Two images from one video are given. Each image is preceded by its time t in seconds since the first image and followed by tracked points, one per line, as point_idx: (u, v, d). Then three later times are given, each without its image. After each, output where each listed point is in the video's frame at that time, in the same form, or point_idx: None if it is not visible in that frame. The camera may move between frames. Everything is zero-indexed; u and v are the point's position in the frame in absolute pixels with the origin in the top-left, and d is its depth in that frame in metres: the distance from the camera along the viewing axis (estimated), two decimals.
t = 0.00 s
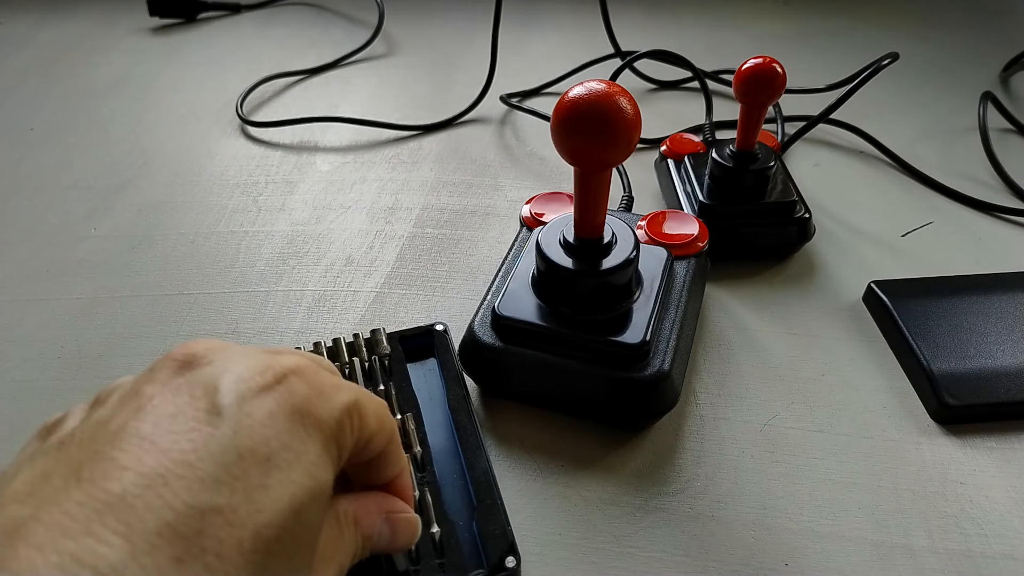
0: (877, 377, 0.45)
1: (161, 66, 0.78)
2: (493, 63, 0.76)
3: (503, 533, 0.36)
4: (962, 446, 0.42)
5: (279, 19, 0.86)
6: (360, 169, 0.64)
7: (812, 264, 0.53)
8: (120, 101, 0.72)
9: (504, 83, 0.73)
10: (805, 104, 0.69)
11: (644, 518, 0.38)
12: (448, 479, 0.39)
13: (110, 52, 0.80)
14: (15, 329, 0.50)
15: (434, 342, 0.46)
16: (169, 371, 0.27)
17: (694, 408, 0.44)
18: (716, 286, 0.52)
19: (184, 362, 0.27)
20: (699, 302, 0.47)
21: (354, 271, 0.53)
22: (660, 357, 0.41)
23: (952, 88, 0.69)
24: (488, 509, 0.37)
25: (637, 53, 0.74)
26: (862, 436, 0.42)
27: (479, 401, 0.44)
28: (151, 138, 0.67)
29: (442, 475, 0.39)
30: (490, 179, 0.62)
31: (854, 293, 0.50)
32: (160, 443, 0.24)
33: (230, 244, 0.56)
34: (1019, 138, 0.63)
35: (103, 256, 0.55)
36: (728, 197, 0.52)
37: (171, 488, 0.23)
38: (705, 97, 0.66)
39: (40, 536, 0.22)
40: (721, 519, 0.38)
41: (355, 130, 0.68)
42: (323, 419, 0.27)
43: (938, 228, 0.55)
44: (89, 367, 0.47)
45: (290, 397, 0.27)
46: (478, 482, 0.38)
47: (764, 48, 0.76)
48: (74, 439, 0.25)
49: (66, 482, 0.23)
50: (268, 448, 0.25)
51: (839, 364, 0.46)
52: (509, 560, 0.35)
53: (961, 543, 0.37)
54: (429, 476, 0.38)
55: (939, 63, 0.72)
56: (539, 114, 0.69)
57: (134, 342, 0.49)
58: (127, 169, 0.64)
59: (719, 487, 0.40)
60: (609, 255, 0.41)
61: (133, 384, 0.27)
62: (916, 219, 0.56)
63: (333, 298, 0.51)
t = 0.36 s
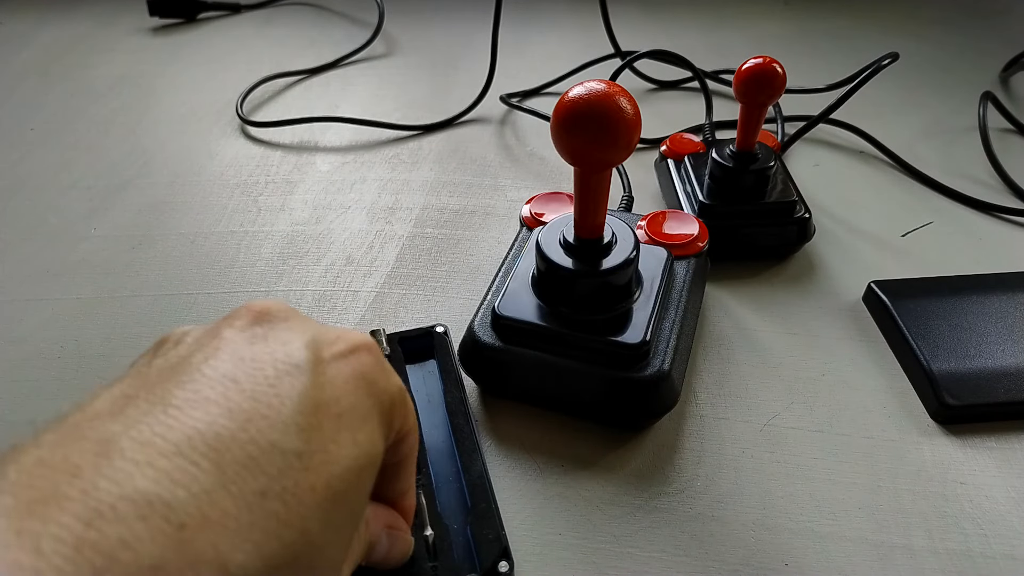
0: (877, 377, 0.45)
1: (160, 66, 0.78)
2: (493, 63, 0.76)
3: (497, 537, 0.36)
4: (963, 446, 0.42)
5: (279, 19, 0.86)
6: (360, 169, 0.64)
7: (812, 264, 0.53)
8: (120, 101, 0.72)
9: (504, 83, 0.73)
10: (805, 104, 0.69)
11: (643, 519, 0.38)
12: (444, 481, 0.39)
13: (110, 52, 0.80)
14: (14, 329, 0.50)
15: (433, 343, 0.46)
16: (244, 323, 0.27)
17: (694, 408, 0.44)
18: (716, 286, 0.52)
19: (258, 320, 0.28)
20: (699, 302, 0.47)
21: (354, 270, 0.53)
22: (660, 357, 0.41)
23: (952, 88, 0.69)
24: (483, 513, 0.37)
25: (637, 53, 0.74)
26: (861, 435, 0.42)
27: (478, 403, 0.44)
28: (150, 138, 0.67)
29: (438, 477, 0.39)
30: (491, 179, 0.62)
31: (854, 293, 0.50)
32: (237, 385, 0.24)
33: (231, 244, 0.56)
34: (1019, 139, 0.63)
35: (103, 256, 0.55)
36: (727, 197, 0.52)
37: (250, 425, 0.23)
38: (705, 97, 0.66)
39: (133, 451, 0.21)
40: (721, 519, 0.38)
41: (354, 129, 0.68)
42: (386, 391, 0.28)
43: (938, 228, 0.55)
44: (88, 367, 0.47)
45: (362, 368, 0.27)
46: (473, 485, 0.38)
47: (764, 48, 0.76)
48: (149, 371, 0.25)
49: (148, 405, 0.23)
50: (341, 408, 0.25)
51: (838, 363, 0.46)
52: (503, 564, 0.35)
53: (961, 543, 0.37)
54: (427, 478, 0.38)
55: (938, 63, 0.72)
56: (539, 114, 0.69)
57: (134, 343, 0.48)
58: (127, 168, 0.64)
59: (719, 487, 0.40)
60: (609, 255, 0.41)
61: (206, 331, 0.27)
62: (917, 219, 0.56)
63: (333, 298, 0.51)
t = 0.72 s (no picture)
0: (877, 377, 0.45)
1: (160, 66, 0.78)
2: (493, 63, 0.76)
3: (497, 536, 0.36)
4: (963, 446, 0.42)
5: (279, 19, 0.86)
6: (360, 169, 0.64)
7: (812, 264, 0.53)
8: (120, 101, 0.72)
9: (504, 83, 0.73)
10: (805, 104, 0.69)
11: (643, 518, 0.38)
12: (445, 480, 0.38)
13: (110, 53, 0.80)
14: (14, 329, 0.50)
15: (433, 344, 0.46)
16: (129, 412, 0.27)
17: (694, 408, 0.44)
18: (716, 286, 0.52)
19: (142, 403, 0.28)
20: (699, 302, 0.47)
21: (354, 271, 0.53)
22: (661, 357, 0.41)
23: (952, 88, 0.69)
24: (484, 511, 0.37)
25: (637, 53, 0.74)
26: (862, 435, 0.42)
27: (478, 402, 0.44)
28: (150, 139, 0.67)
29: (438, 476, 0.39)
30: (491, 179, 0.62)
31: (855, 293, 0.50)
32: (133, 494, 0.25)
33: (230, 244, 0.56)
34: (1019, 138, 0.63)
35: (103, 256, 0.55)
36: (728, 197, 0.52)
37: (153, 539, 0.24)
38: (705, 97, 0.66)
39: None
40: (721, 519, 0.38)
41: (354, 130, 0.68)
42: (290, 440, 0.28)
43: (938, 228, 0.55)
44: (89, 366, 0.47)
45: (254, 425, 0.27)
46: (474, 484, 0.38)
47: (765, 48, 0.76)
48: (57, 492, 0.26)
49: (51, 545, 0.24)
50: (247, 478, 0.26)
51: (838, 363, 0.46)
52: (504, 563, 0.35)
53: (961, 543, 0.37)
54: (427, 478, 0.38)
55: (939, 63, 0.72)
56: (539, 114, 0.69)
57: (134, 343, 0.48)
58: (127, 169, 0.64)
59: (719, 487, 0.40)
60: (609, 255, 0.41)
61: (97, 428, 0.28)
62: (917, 219, 0.56)
63: (333, 298, 0.51)
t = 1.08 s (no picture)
0: (877, 377, 0.45)
1: (160, 66, 0.78)
2: (493, 63, 0.77)
3: (497, 536, 0.36)
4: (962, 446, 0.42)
5: (280, 19, 0.86)
6: (360, 169, 0.64)
7: (811, 264, 0.53)
8: (120, 101, 0.72)
9: (505, 83, 0.73)
10: (806, 104, 0.69)
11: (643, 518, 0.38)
12: (445, 480, 0.39)
13: (111, 53, 0.80)
14: (15, 329, 0.50)
15: (433, 344, 0.46)
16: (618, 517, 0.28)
17: (695, 408, 0.44)
18: (716, 286, 0.52)
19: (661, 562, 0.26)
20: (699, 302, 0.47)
21: (354, 270, 0.53)
22: (661, 357, 0.41)
23: (952, 87, 0.69)
24: (484, 511, 0.37)
25: (637, 53, 0.74)
26: (861, 435, 0.42)
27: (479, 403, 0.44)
28: (151, 139, 0.67)
29: (438, 476, 0.39)
30: (491, 179, 0.62)
31: (855, 293, 0.50)
32: None
33: (231, 244, 0.56)
34: (1019, 138, 0.63)
35: (104, 256, 0.55)
36: (728, 197, 0.52)
37: None
38: (705, 97, 0.66)
39: None
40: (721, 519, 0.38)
41: (354, 130, 0.68)
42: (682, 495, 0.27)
43: (938, 228, 0.55)
44: (89, 366, 0.47)
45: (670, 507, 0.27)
46: (473, 484, 0.38)
47: (765, 47, 0.76)
48: None
49: None
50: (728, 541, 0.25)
51: (838, 363, 0.46)
52: (504, 563, 0.35)
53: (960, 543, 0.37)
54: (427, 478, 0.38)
55: (939, 63, 0.72)
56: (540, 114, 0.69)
57: (134, 343, 0.48)
58: (127, 169, 0.64)
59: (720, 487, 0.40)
60: (609, 255, 0.41)
61: None
62: (917, 219, 0.56)
63: (333, 298, 0.51)
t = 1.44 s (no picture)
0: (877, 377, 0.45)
1: (161, 65, 0.78)
2: (493, 63, 0.77)
3: (497, 536, 0.36)
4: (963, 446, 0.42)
5: (280, 18, 0.86)
6: (360, 168, 0.64)
7: (812, 264, 0.53)
8: (120, 101, 0.72)
9: (505, 83, 0.73)
10: (806, 104, 0.69)
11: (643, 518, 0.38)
12: (445, 480, 0.39)
13: (111, 52, 0.80)
14: (15, 330, 0.50)
15: (432, 345, 0.46)
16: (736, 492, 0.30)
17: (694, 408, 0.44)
18: (716, 286, 0.52)
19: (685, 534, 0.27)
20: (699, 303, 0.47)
21: (354, 270, 0.53)
22: (661, 357, 0.41)
23: (952, 87, 0.69)
24: (484, 512, 0.37)
25: (637, 54, 0.74)
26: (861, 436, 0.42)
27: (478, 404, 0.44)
28: (151, 138, 0.67)
29: (438, 476, 0.39)
30: (491, 179, 0.62)
31: (855, 293, 0.50)
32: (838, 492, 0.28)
33: (231, 244, 0.56)
34: (1019, 138, 0.63)
35: (104, 256, 0.55)
36: (727, 197, 0.52)
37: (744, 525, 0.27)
38: (705, 97, 0.66)
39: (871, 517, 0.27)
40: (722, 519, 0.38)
41: (354, 130, 0.68)
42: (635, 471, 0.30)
43: (938, 228, 0.55)
44: (89, 366, 0.47)
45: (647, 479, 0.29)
46: (474, 485, 0.38)
47: (765, 47, 0.76)
48: None
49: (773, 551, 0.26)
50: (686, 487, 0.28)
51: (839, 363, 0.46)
52: (504, 563, 0.35)
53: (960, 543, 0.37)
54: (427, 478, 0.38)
55: (939, 63, 0.72)
56: (539, 114, 0.69)
57: (135, 343, 0.48)
58: (128, 168, 0.64)
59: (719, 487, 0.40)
60: (609, 255, 0.41)
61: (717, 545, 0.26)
62: (917, 219, 0.56)
63: (333, 298, 0.51)
